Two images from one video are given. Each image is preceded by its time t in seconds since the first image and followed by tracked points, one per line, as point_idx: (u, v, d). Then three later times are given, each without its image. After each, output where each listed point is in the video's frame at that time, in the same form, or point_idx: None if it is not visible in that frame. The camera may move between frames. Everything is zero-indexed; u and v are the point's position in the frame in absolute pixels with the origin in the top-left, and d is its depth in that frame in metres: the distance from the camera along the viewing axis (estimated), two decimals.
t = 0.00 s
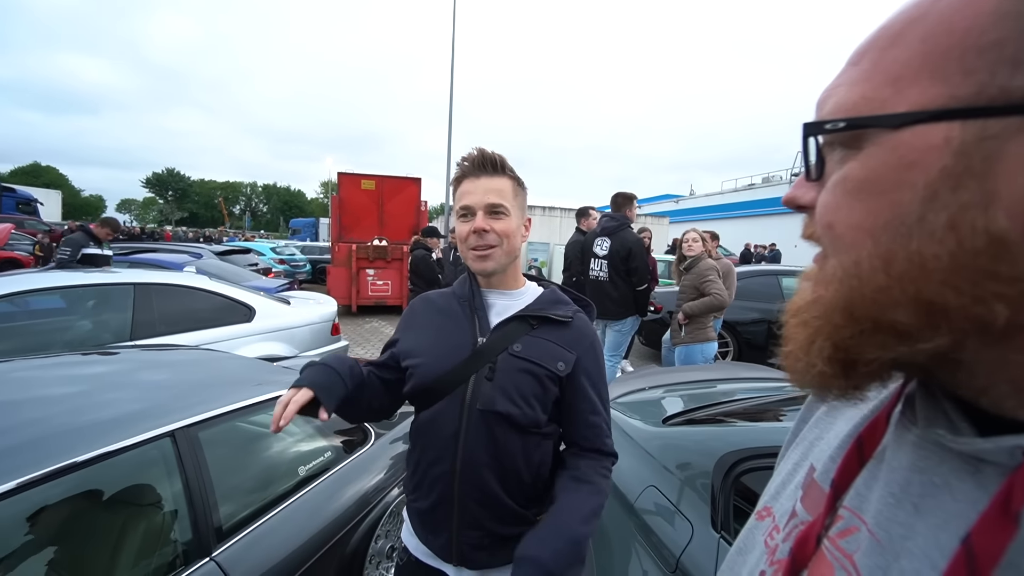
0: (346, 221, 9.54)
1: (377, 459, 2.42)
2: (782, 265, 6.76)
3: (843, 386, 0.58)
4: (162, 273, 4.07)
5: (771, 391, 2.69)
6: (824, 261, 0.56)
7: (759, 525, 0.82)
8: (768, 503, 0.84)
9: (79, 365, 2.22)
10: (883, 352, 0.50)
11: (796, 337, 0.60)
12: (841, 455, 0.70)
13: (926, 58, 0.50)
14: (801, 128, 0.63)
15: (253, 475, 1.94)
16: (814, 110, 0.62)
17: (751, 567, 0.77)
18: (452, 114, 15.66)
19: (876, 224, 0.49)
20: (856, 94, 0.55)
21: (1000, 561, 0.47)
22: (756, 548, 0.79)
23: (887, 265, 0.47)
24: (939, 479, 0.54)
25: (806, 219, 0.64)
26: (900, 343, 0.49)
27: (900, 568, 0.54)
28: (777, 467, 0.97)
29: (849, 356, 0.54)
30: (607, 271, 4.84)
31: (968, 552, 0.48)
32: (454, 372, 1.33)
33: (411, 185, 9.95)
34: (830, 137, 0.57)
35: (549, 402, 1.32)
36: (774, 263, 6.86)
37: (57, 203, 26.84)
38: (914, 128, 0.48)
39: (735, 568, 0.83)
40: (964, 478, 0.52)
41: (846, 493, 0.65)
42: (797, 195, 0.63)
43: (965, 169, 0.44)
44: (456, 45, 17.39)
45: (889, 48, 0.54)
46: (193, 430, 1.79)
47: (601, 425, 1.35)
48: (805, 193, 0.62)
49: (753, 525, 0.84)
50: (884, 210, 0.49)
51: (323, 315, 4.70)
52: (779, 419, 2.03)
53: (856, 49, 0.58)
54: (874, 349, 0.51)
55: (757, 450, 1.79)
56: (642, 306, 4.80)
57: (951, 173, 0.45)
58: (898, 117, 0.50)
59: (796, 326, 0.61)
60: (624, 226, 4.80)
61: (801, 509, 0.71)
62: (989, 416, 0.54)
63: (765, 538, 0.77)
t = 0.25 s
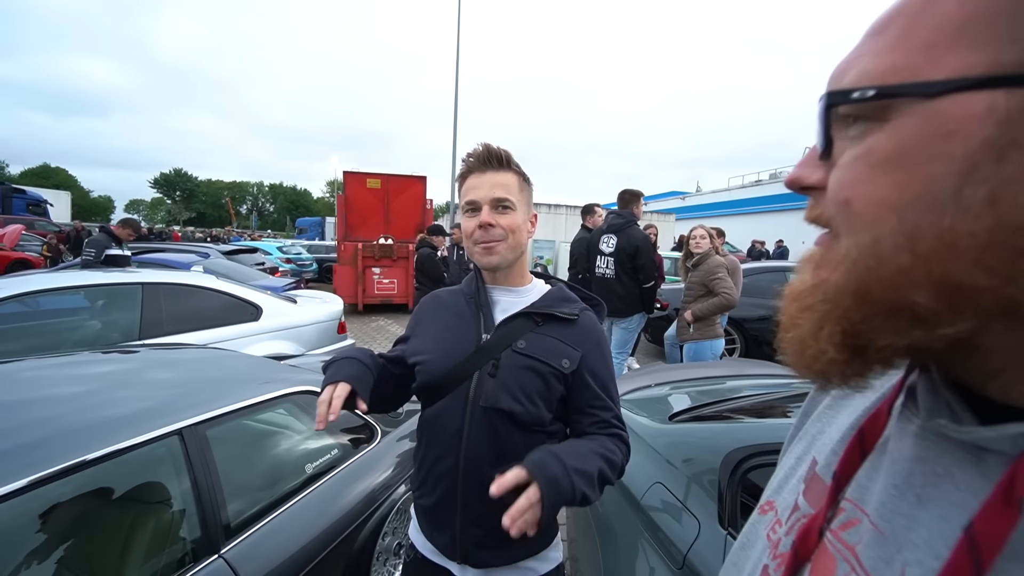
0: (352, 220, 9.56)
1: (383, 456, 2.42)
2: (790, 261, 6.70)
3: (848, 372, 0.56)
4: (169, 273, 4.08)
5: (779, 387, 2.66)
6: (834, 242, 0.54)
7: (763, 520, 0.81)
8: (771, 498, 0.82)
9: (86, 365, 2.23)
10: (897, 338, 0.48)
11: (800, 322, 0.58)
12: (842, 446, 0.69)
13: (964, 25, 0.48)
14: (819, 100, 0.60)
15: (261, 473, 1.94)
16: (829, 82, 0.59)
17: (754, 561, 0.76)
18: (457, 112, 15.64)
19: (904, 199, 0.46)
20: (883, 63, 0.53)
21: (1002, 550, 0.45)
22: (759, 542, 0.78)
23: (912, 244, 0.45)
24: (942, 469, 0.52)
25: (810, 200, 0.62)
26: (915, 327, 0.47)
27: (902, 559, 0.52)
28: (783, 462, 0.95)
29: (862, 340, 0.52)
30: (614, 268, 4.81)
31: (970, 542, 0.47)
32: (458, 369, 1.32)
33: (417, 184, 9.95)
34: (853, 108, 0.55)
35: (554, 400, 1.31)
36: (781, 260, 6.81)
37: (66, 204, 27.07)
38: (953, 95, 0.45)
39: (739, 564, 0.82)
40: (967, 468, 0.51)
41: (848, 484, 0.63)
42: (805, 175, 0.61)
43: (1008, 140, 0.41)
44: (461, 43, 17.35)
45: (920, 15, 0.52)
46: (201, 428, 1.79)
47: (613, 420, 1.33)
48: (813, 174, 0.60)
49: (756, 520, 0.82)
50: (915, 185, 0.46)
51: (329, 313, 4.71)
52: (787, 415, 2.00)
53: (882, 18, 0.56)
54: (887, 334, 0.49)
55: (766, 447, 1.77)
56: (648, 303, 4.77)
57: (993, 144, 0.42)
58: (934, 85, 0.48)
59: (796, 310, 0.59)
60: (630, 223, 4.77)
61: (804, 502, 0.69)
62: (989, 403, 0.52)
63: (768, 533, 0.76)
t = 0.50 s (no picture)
0: (348, 217, 9.51)
1: (382, 453, 2.41)
2: (787, 253, 6.69)
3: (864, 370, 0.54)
4: (164, 272, 4.05)
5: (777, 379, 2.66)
6: (850, 229, 0.53)
7: (761, 515, 0.80)
8: (769, 492, 0.82)
9: (83, 365, 2.21)
10: (922, 332, 0.47)
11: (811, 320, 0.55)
12: (842, 441, 0.68)
13: None
14: (838, 69, 0.59)
15: (259, 471, 1.93)
16: (847, 51, 0.59)
17: (752, 558, 0.75)
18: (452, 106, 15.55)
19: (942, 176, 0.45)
20: (917, 29, 0.52)
21: (1009, 548, 0.44)
22: (758, 538, 0.77)
23: (949, 227, 0.43)
24: (945, 465, 0.52)
25: (813, 185, 0.61)
26: (944, 320, 0.45)
27: (905, 557, 0.51)
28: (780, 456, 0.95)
29: (884, 336, 0.50)
30: (610, 262, 4.80)
31: (975, 540, 0.46)
32: (456, 365, 1.31)
33: (413, 180, 9.91)
34: (877, 76, 0.54)
35: (553, 396, 1.30)
36: (778, 252, 6.80)
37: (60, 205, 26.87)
38: (998, 62, 0.44)
39: (737, 559, 0.81)
40: (971, 464, 0.50)
41: (848, 480, 0.62)
42: (811, 158, 0.60)
43: None
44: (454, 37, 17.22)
45: None
46: (199, 428, 1.78)
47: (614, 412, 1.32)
48: (817, 156, 0.59)
49: (754, 515, 0.82)
50: (955, 161, 0.45)
51: (326, 311, 4.69)
52: (784, 407, 1.99)
53: None
54: (911, 328, 0.47)
55: (764, 439, 1.76)
56: (645, 297, 4.76)
57: None
58: (975, 50, 0.46)
59: (803, 304, 0.57)
60: (626, 217, 4.76)
61: (802, 497, 0.69)
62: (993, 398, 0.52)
63: (767, 528, 0.75)
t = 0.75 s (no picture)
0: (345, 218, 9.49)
1: (380, 454, 2.40)
2: (785, 253, 6.70)
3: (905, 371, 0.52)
4: (160, 273, 4.03)
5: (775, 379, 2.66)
6: (889, 220, 0.51)
7: (768, 522, 0.79)
8: (777, 499, 0.81)
9: (79, 366, 2.19)
10: (968, 335, 0.45)
11: (843, 318, 0.53)
12: (853, 448, 0.67)
13: None
14: (888, 42, 0.56)
15: (256, 473, 1.91)
16: (897, 26, 0.57)
17: (760, 566, 0.74)
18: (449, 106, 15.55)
19: (1002, 162, 0.42)
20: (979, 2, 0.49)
21: None
22: (765, 546, 0.76)
23: (1010, 218, 0.40)
24: (964, 475, 0.51)
25: (835, 173, 0.59)
26: (994, 321, 0.43)
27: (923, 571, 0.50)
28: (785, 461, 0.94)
29: (925, 336, 0.48)
30: (606, 263, 4.80)
31: (1002, 556, 0.45)
32: (456, 365, 1.30)
33: (410, 180, 9.89)
34: (932, 50, 0.50)
35: (553, 398, 1.29)
36: (776, 252, 6.80)
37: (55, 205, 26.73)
38: None
39: (744, 567, 0.80)
40: (993, 475, 0.49)
41: (860, 488, 0.61)
42: (836, 146, 0.58)
43: None
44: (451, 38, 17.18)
45: None
46: (195, 429, 1.76)
47: (615, 413, 1.32)
48: (844, 143, 0.57)
49: (761, 522, 0.81)
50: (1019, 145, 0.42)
51: (323, 311, 4.67)
52: (781, 408, 1.99)
53: None
54: (956, 330, 0.45)
55: (762, 440, 1.75)
56: (643, 298, 4.76)
57: None
58: None
59: (829, 304, 0.55)
60: (622, 217, 4.75)
61: (812, 505, 0.68)
62: None
63: (774, 536, 0.74)
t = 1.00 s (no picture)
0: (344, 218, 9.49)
1: (381, 454, 2.40)
2: (785, 251, 6.69)
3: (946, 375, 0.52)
4: (161, 274, 4.03)
5: (776, 377, 2.66)
6: (925, 217, 0.51)
7: (783, 520, 0.80)
8: (790, 497, 0.81)
9: (81, 368, 2.19)
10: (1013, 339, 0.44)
11: (876, 322, 0.53)
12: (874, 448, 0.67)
13: None
14: (930, 26, 0.55)
15: (258, 473, 1.91)
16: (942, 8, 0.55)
17: (773, 564, 0.75)
18: (448, 104, 15.57)
19: None
20: None
21: None
22: (778, 544, 0.76)
23: None
24: (996, 479, 0.50)
25: (867, 165, 0.59)
26: None
27: None
28: (799, 459, 0.94)
29: (966, 341, 0.47)
30: (606, 261, 4.80)
31: None
32: (459, 366, 1.31)
33: (410, 180, 9.89)
34: (973, 37, 0.50)
35: (556, 399, 1.29)
36: (775, 250, 6.81)
37: (57, 207, 26.90)
38: None
39: (757, 565, 0.81)
40: None
41: (882, 490, 0.61)
42: (866, 139, 0.59)
43: None
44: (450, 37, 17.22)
45: None
46: (197, 430, 1.77)
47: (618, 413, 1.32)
48: (876, 136, 0.58)
49: (774, 519, 0.81)
50: None
51: (324, 312, 4.67)
52: (782, 406, 1.98)
53: None
54: (998, 334, 0.44)
55: (764, 438, 1.74)
56: (643, 296, 4.76)
57: None
58: None
59: (861, 306, 0.55)
60: (622, 216, 4.75)
61: (829, 505, 0.68)
62: None
63: (788, 534, 0.75)
